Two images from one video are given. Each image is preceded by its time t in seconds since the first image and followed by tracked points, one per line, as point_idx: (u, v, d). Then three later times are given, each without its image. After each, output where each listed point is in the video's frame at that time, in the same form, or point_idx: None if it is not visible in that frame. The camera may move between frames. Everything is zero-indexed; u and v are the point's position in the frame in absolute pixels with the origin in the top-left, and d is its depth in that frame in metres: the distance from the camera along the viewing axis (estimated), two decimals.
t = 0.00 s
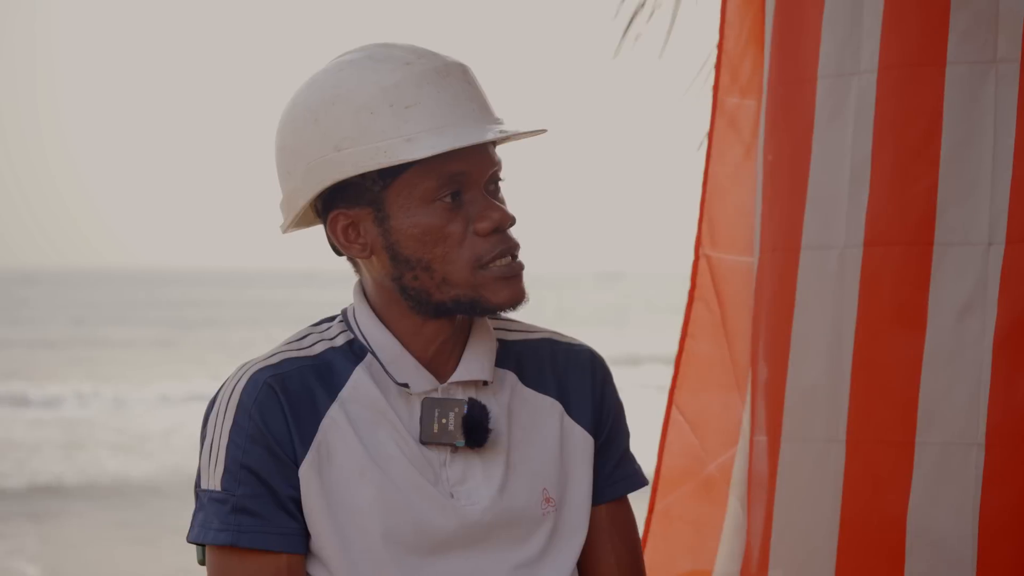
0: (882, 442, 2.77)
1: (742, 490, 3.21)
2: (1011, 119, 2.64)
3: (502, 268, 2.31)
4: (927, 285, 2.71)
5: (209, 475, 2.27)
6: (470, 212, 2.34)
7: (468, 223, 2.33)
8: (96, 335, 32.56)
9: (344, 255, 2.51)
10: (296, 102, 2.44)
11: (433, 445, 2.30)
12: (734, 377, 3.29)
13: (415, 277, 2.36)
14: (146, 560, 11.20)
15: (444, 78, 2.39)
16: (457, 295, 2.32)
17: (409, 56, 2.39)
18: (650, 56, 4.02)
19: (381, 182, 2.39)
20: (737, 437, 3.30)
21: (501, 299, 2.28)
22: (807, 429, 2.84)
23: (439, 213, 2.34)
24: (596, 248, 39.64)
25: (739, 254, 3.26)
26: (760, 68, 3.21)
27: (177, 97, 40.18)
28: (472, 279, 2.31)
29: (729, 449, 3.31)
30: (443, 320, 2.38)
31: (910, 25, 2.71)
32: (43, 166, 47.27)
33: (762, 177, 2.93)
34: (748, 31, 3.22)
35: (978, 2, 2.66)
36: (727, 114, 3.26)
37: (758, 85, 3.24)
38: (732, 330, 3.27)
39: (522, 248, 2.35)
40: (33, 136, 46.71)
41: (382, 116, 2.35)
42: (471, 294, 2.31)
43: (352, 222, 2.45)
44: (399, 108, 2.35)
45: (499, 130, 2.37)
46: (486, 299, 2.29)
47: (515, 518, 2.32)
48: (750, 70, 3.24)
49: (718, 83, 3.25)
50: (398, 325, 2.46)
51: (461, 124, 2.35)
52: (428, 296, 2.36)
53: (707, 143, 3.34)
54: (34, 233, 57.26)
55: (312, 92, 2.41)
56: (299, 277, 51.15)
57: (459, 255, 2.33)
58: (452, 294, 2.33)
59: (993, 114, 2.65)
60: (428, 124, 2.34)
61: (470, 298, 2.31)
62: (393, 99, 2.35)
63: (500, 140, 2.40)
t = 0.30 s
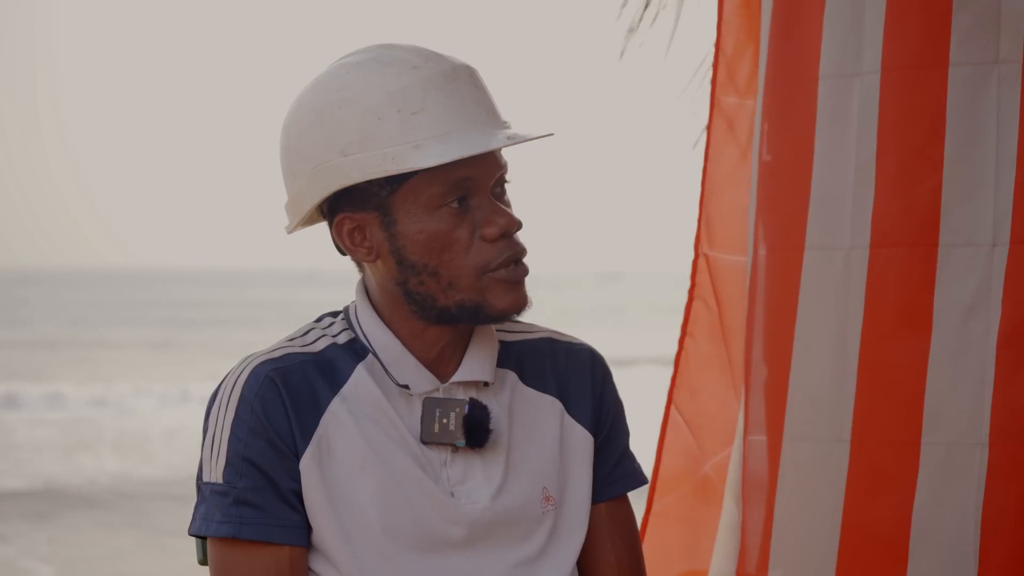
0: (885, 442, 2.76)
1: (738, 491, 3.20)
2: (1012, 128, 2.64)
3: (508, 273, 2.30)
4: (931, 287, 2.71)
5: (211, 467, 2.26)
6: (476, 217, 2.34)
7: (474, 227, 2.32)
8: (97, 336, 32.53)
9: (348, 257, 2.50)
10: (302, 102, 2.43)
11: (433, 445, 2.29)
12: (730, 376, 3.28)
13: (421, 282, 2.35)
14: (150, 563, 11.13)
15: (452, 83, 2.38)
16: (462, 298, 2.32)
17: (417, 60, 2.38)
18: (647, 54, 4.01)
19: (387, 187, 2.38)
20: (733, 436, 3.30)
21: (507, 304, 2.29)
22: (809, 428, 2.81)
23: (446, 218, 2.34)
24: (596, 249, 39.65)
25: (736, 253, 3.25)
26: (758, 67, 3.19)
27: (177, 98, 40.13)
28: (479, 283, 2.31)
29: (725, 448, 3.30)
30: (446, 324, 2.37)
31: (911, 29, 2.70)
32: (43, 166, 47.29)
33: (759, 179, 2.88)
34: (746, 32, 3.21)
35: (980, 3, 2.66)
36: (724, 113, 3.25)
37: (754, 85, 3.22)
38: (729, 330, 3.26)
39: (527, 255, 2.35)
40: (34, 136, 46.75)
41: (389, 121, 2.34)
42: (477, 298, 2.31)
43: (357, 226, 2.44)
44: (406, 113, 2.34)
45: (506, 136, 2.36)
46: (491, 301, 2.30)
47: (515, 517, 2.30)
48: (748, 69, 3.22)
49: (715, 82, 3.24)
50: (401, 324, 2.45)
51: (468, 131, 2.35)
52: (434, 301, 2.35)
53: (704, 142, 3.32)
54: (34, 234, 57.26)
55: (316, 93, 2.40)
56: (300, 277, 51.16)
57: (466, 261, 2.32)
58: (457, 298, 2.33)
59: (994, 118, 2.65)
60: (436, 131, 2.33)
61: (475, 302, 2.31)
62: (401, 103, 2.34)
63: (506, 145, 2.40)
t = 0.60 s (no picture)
0: (884, 442, 2.76)
1: (738, 490, 3.21)
2: (1011, 131, 2.62)
3: (514, 287, 2.27)
4: (930, 287, 2.71)
5: (211, 462, 2.27)
6: (484, 232, 2.29)
7: (482, 241, 2.28)
8: (98, 336, 32.58)
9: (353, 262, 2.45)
10: (308, 107, 2.38)
11: (433, 445, 2.29)
12: (734, 376, 3.28)
13: (427, 294, 2.32)
14: (162, 565, 11.14)
15: (465, 99, 2.32)
16: (469, 310, 2.29)
17: (431, 73, 2.32)
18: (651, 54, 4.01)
19: (397, 201, 2.32)
20: (735, 435, 3.30)
21: (512, 317, 2.26)
22: (807, 428, 2.81)
23: (454, 233, 2.29)
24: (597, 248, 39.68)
25: (738, 254, 3.26)
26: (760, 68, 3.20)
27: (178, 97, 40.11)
28: (487, 298, 2.27)
29: (727, 447, 3.31)
30: (451, 331, 2.34)
31: (910, 31, 2.70)
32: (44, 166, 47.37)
33: (759, 178, 2.88)
34: (747, 35, 3.21)
35: (980, 3, 2.65)
36: (726, 112, 3.25)
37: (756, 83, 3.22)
38: (732, 330, 3.27)
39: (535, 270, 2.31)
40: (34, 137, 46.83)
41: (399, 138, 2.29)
42: (483, 309, 2.28)
43: (363, 234, 2.39)
44: (420, 129, 2.28)
45: (522, 157, 2.31)
46: (497, 314, 2.26)
47: (512, 517, 2.30)
48: (750, 70, 3.22)
49: (716, 80, 3.24)
50: (402, 328, 2.43)
51: (480, 148, 2.30)
52: (440, 310, 2.32)
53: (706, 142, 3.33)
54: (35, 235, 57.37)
55: (326, 97, 2.35)
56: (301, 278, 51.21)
57: (476, 277, 2.28)
58: (465, 311, 2.29)
59: (994, 119, 2.64)
60: (447, 147, 2.28)
61: (482, 313, 2.28)
62: (416, 119, 2.29)
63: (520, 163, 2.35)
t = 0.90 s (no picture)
0: (883, 441, 2.76)
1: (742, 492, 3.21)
2: (1010, 130, 2.62)
3: (514, 288, 2.28)
4: (929, 285, 2.70)
5: (216, 450, 2.27)
6: (485, 236, 2.29)
7: (483, 244, 2.29)
8: (100, 336, 32.58)
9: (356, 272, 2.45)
10: (305, 112, 2.37)
11: (434, 441, 2.30)
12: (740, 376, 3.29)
13: (428, 298, 2.33)
14: (168, 566, 11.17)
15: (459, 103, 2.32)
16: (470, 313, 2.30)
17: (428, 81, 2.31)
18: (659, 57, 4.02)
19: (399, 211, 2.33)
20: (740, 437, 3.31)
21: (511, 318, 2.27)
22: (807, 427, 2.82)
23: (456, 237, 2.30)
24: (599, 248, 39.68)
25: (743, 255, 3.27)
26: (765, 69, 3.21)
27: (171, 99, 40.69)
28: (491, 299, 2.28)
29: (733, 448, 3.32)
30: (452, 333, 2.35)
31: (910, 27, 2.71)
32: (43, 166, 47.39)
33: (762, 175, 2.91)
34: (752, 38, 3.23)
35: (980, 2, 2.65)
36: (731, 112, 3.27)
37: (758, 83, 3.24)
38: (736, 330, 3.28)
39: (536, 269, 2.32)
40: (34, 134, 46.97)
41: (398, 149, 2.29)
42: (484, 313, 2.29)
43: (364, 243, 2.39)
44: (417, 141, 2.29)
45: (524, 160, 2.32)
46: (500, 317, 2.27)
47: (510, 516, 2.30)
48: (751, 70, 3.24)
49: (720, 82, 3.26)
50: (401, 326, 2.43)
51: (481, 154, 2.31)
52: (442, 313, 2.33)
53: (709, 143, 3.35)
54: (36, 235, 57.42)
55: (323, 102, 2.34)
56: (302, 278, 51.20)
57: (478, 279, 2.29)
58: (466, 313, 2.30)
59: (993, 118, 2.64)
60: (448, 155, 2.29)
61: (483, 315, 2.28)
62: (415, 126, 2.29)
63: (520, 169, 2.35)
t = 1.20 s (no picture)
0: (882, 441, 2.75)
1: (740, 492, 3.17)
2: (1009, 133, 2.62)
3: (516, 290, 2.24)
4: (930, 285, 2.70)
5: (212, 468, 2.24)
6: (488, 235, 2.27)
7: (486, 245, 2.26)
8: (100, 336, 32.59)
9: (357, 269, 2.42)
10: (308, 111, 2.36)
11: (433, 448, 2.26)
12: (736, 376, 3.27)
13: (433, 298, 2.30)
14: (165, 569, 11.20)
15: (465, 105, 2.30)
16: (473, 311, 2.27)
17: (434, 80, 2.29)
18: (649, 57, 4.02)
19: (404, 209, 2.30)
20: (737, 436, 3.29)
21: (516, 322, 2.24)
22: (805, 427, 2.80)
23: (461, 237, 2.27)
24: (598, 247, 39.68)
25: (737, 255, 3.25)
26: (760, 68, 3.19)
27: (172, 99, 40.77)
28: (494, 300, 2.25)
29: (729, 447, 3.30)
30: (452, 334, 2.32)
31: (910, 28, 2.70)
32: (43, 166, 47.44)
33: (757, 176, 2.86)
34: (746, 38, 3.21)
35: (978, 3, 2.64)
36: (727, 112, 3.26)
37: (755, 83, 3.22)
38: (732, 331, 3.26)
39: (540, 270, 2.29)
40: (33, 134, 47.01)
41: (404, 148, 2.27)
42: (487, 314, 2.26)
43: (366, 242, 2.36)
44: (426, 140, 2.26)
45: (529, 163, 2.30)
46: (502, 319, 2.24)
47: (512, 523, 2.27)
48: (748, 68, 3.22)
49: (717, 83, 3.25)
50: (404, 329, 2.41)
51: (482, 153, 2.28)
52: (445, 314, 2.30)
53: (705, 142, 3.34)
54: (35, 235, 57.41)
55: (327, 101, 2.33)
56: (301, 278, 51.22)
57: (481, 281, 2.26)
58: (470, 313, 2.27)
59: (994, 115, 2.63)
60: (453, 153, 2.26)
61: (487, 317, 2.26)
62: (422, 126, 2.26)
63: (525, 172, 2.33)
